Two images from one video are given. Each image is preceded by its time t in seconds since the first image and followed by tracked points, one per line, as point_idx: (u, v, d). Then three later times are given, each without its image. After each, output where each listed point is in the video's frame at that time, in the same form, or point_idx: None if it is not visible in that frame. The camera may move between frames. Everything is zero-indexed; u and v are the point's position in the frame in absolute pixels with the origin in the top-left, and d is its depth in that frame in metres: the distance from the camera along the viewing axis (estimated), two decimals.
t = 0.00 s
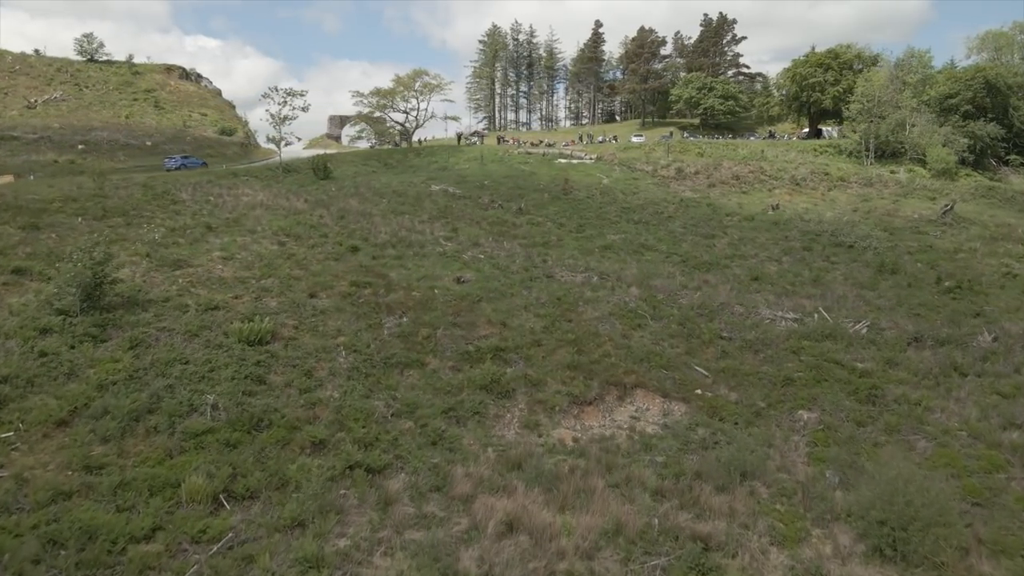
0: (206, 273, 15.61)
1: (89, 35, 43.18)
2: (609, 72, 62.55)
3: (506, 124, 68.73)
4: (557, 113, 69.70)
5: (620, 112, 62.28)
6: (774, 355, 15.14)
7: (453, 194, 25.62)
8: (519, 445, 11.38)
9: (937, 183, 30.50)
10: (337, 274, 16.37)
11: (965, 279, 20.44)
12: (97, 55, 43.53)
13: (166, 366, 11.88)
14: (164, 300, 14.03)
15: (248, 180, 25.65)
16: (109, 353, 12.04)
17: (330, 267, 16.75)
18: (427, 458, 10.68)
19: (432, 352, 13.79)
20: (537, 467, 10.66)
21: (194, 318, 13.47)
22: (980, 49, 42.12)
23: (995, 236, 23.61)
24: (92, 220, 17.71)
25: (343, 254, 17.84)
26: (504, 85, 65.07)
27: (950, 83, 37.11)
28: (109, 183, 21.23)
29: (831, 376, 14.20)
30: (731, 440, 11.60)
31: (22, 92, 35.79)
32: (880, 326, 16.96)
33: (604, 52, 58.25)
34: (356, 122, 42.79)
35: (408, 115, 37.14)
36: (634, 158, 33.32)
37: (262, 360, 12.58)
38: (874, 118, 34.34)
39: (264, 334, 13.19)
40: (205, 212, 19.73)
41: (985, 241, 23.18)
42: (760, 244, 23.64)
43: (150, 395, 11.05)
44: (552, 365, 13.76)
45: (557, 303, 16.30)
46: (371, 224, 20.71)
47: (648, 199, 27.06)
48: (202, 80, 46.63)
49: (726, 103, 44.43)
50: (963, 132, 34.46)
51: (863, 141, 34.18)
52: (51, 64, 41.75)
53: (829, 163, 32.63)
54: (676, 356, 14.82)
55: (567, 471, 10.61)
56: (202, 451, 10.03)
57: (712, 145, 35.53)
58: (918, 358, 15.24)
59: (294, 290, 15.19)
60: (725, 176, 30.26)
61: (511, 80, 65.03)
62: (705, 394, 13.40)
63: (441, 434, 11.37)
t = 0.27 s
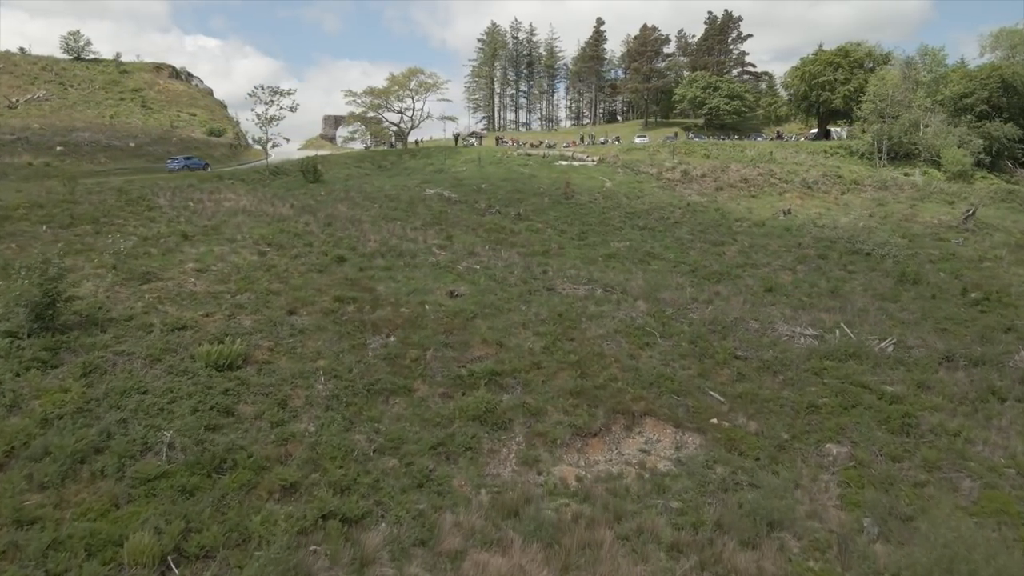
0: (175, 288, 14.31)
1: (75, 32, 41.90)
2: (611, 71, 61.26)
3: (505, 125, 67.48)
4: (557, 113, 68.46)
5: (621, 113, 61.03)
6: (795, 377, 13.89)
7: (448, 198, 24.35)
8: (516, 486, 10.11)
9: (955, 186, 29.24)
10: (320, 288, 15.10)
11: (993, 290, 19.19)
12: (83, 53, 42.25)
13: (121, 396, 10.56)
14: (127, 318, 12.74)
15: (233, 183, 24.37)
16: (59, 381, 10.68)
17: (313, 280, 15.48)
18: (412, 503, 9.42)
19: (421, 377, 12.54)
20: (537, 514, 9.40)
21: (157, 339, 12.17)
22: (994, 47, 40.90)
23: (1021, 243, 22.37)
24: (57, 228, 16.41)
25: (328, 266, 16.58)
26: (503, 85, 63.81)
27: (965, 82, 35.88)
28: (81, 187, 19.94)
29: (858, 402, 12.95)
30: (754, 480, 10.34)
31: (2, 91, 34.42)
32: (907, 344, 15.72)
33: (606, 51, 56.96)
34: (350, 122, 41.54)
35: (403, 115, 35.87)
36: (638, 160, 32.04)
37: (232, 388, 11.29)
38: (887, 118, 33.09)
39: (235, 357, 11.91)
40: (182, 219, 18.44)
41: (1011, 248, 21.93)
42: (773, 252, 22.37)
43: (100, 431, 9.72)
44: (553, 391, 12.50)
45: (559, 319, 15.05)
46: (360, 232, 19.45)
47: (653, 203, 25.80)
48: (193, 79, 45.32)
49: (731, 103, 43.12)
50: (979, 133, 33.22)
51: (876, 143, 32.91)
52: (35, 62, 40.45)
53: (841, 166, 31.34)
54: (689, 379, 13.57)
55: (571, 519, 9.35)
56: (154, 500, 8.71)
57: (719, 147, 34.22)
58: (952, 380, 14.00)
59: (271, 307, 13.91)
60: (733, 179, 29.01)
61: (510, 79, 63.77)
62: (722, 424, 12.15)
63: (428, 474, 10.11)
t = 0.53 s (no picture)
0: (144, 303, 13.19)
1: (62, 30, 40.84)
2: (612, 71, 60.19)
3: (505, 125, 66.40)
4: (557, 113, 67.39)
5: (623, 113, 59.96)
6: (816, 400, 12.82)
7: (444, 202, 23.29)
8: (512, 530, 9.01)
9: (971, 189, 28.17)
10: (302, 301, 14.01)
11: (1019, 300, 18.12)
12: (71, 52, 41.18)
13: (73, 427, 9.43)
14: (88, 337, 11.62)
15: (219, 186, 23.33)
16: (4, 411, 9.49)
17: (295, 293, 14.39)
18: (395, 552, 8.21)
19: (409, 401, 11.45)
20: (536, 563, 8.19)
21: (118, 361, 11.02)
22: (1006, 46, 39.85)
23: None
24: (22, 236, 15.31)
25: (312, 276, 15.49)
26: (503, 84, 62.74)
27: (978, 81, 34.82)
28: (54, 191, 18.87)
29: (886, 428, 11.87)
30: (779, 523, 9.25)
31: None
32: (933, 361, 14.64)
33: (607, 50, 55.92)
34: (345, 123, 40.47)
35: (399, 115, 34.82)
36: (641, 161, 30.99)
37: (198, 416, 10.18)
38: (900, 118, 31.96)
39: (203, 382, 10.81)
40: (159, 226, 17.37)
41: None
42: (784, 259, 21.30)
43: (44, 469, 8.58)
44: (554, 418, 11.42)
45: (560, 336, 13.97)
46: (349, 239, 18.38)
47: (658, 207, 24.73)
48: (185, 78, 44.29)
49: (736, 102, 42.05)
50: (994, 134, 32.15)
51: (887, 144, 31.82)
52: (21, 61, 39.37)
53: (851, 168, 30.27)
54: (700, 402, 12.48)
55: (574, 570, 8.12)
56: (98, 553, 7.56)
57: (724, 148, 33.14)
58: (985, 402, 12.93)
59: (247, 323, 12.82)
60: (741, 181, 27.93)
61: (509, 79, 62.69)
62: (739, 454, 11.07)
63: (414, 517, 9.01)
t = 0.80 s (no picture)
0: (102, 322, 11.91)
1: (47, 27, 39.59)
2: (613, 69, 58.92)
3: (504, 125, 65.15)
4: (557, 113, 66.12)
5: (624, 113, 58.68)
6: (844, 432, 11.56)
7: (438, 207, 22.04)
8: None
9: (990, 192, 26.92)
10: (277, 320, 12.76)
11: None
12: (57, 50, 39.92)
13: None
14: (32, 364, 10.33)
15: (200, 191, 22.08)
16: None
17: (271, 311, 13.13)
18: None
19: (391, 437, 10.19)
20: None
21: (63, 393, 9.74)
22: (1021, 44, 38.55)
23: None
24: None
25: (291, 291, 14.24)
26: (502, 84, 61.50)
27: (994, 80, 33.56)
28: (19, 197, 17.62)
29: (925, 466, 10.62)
30: None
31: None
32: (968, 385, 13.39)
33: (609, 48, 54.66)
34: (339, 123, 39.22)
35: (393, 115, 33.56)
36: (645, 163, 29.72)
37: (149, 460, 8.90)
38: (915, 118, 30.69)
39: (158, 418, 9.56)
40: (128, 235, 16.11)
41: None
42: (799, 268, 20.05)
43: None
44: (554, 456, 10.15)
45: (560, 359, 12.71)
46: (334, 248, 17.12)
47: (663, 213, 23.48)
48: (174, 77, 43.01)
49: (742, 102, 40.78)
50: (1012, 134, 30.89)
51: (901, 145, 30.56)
52: (3, 59, 38.10)
53: (865, 170, 29.01)
54: (717, 435, 11.23)
55: None
56: None
57: (732, 149, 31.86)
58: None
59: (214, 346, 11.56)
60: (749, 185, 26.68)
61: (509, 78, 61.43)
62: (762, 498, 9.80)
63: None
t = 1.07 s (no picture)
0: (57, 342, 10.81)
1: (33, 25, 38.54)
2: (614, 69, 57.84)
3: (503, 125, 64.10)
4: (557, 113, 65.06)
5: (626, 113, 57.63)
6: (875, 465, 10.46)
7: (432, 212, 20.95)
8: None
9: (1010, 195, 25.82)
10: (252, 338, 11.67)
11: None
12: (43, 48, 38.87)
13: None
14: None
15: (182, 194, 20.99)
16: None
17: (246, 328, 12.04)
18: None
19: (372, 474, 9.11)
20: None
21: (1, 426, 8.62)
22: None
23: None
24: None
25: (270, 306, 13.16)
26: (501, 83, 60.45)
27: (1009, 79, 32.48)
28: None
29: (967, 506, 9.54)
30: None
31: None
32: (1006, 409, 12.29)
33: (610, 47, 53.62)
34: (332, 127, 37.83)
35: (388, 115, 32.49)
36: (649, 165, 28.63)
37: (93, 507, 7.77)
38: (929, 118, 29.59)
39: (108, 455, 8.45)
40: (97, 243, 15.02)
41: None
42: (813, 277, 18.97)
43: None
44: (555, 496, 9.05)
45: (561, 382, 11.63)
46: (320, 257, 16.04)
47: (669, 217, 22.39)
48: (164, 76, 41.93)
49: (747, 102, 39.70)
50: None
51: (914, 146, 29.47)
52: None
53: (877, 173, 27.91)
54: (735, 469, 10.13)
55: None
56: None
57: (739, 151, 30.75)
58: None
59: (179, 370, 10.47)
60: (758, 187, 25.61)
61: (508, 77, 60.38)
62: (789, 544, 8.70)
63: None
